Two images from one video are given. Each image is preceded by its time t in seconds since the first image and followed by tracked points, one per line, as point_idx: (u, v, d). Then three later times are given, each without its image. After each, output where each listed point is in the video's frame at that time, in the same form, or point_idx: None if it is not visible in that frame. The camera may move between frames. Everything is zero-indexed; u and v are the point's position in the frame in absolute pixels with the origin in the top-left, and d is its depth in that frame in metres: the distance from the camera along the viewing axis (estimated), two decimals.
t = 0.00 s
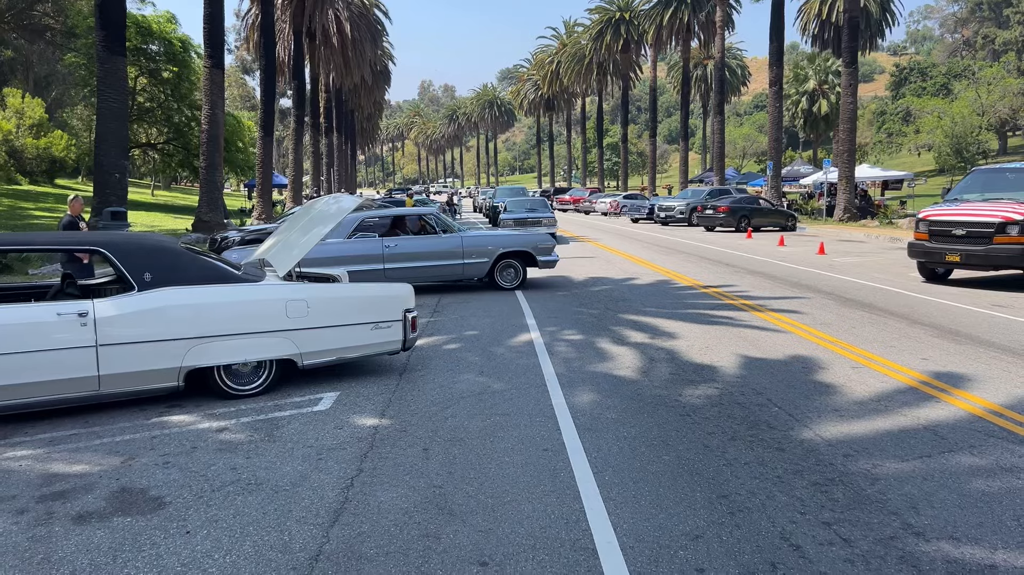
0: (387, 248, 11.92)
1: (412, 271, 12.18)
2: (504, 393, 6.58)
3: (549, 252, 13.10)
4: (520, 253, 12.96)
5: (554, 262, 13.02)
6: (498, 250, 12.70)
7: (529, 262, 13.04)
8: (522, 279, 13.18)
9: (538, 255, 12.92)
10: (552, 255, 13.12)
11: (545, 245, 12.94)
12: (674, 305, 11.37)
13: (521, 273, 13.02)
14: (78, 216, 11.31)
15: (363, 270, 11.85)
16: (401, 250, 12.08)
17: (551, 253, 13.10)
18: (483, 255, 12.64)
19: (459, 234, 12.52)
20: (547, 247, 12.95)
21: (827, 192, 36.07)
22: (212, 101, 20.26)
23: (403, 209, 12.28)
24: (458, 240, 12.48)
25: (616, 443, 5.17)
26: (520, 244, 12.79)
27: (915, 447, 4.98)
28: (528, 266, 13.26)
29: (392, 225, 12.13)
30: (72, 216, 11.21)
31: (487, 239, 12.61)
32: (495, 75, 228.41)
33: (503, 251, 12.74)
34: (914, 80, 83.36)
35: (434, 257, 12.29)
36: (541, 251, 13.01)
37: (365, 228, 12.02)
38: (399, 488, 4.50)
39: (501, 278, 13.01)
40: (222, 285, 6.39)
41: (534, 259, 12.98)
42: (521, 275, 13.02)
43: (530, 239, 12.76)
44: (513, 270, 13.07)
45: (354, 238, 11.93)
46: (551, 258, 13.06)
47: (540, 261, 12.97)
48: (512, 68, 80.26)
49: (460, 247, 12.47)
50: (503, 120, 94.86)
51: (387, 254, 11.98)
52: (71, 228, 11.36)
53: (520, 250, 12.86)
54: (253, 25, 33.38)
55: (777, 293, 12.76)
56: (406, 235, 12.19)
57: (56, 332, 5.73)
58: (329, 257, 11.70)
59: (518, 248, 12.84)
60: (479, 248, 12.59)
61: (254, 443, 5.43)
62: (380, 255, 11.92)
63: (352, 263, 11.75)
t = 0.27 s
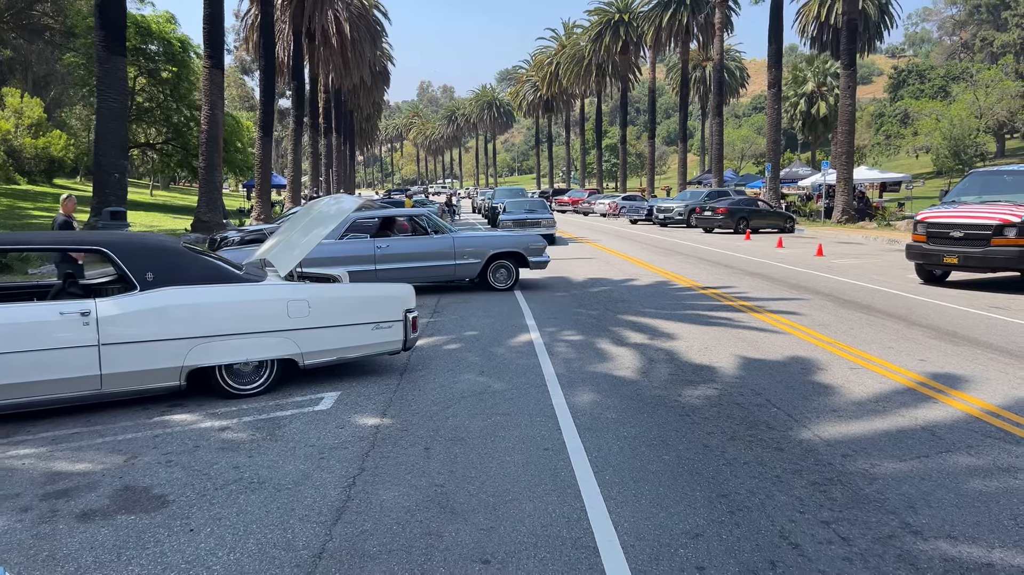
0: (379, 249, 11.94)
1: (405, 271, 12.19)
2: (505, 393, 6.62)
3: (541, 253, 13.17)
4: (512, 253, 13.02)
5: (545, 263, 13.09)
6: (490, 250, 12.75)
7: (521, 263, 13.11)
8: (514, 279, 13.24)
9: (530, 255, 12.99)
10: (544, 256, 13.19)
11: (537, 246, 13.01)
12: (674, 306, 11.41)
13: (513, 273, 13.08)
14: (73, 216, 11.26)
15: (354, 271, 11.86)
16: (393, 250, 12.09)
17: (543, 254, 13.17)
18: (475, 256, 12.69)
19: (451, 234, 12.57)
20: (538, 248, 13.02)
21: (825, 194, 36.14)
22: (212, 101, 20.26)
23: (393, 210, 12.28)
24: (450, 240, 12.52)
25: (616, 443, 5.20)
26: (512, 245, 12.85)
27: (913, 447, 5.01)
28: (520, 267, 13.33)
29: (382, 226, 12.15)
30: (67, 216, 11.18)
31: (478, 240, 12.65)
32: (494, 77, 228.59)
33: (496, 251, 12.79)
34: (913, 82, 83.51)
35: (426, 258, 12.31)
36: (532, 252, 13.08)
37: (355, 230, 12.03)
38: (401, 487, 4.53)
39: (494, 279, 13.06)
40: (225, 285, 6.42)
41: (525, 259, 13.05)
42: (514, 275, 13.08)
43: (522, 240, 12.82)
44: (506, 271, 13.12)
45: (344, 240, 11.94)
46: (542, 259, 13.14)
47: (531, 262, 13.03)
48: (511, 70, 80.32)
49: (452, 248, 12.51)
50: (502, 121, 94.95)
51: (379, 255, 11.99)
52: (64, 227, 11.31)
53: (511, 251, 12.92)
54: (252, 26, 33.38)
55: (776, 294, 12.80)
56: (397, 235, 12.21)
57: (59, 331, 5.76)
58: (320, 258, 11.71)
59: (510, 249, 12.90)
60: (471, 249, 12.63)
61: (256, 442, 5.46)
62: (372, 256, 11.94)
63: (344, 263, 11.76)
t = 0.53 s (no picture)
0: (362, 250, 11.97)
1: (388, 272, 12.20)
2: (496, 393, 6.66)
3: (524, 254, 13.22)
4: (495, 254, 13.07)
5: (528, 264, 13.15)
6: (474, 251, 12.79)
7: (505, 264, 13.15)
8: (499, 280, 13.27)
9: (513, 256, 13.05)
10: (528, 257, 13.26)
11: (520, 247, 13.07)
12: (662, 306, 11.50)
13: (498, 274, 13.11)
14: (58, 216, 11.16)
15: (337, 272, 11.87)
16: (375, 251, 12.12)
17: (526, 255, 13.22)
18: (458, 257, 12.73)
19: (434, 236, 12.60)
20: (521, 249, 13.08)
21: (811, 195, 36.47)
22: (199, 101, 20.16)
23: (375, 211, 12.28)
24: (433, 241, 12.56)
25: (608, 441, 5.26)
26: (495, 246, 12.90)
27: (899, 444, 5.10)
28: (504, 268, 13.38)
29: (363, 226, 12.16)
30: (52, 217, 11.09)
31: (461, 241, 12.70)
32: (481, 78, 228.70)
33: (479, 252, 12.83)
34: (897, 85, 84.36)
35: (409, 259, 12.33)
36: (516, 253, 13.14)
37: (337, 230, 12.03)
38: (396, 486, 4.56)
39: (478, 279, 13.09)
40: (217, 285, 6.42)
41: (508, 260, 13.10)
42: (498, 276, 13.10)
43: (504, 240, 12.88)
44: (490, 272, 13.15)
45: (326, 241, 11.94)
46: (525, 260, 13.20)
47: (514, 263, 13.08)
48: (499, 71, 80.38)
49: (435, 249, 12.54)
50: (490, 122, 94.96)
51: (362, 255, 12.02)
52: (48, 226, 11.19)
53: (495, 252, 12.96)
54: (239, 25, 33.21)
55: (763, 294, 12.92)
56: (380, 237, 12.24)
57: (51, 332, 5.74)
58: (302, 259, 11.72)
59: (493, 250, 12.95)
60: (454, 250, 12.66)
61: (249, 442, 5.47)
62: (354, 257, 11.97)
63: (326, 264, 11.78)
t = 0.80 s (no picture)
0: (338, 250, 11.95)
1: (364, 273, 12.18)
2: (481, 391, 6.71)
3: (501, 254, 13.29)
4: (472, 254, 13.11)
5: (505, 264, 13.22)
6: (451, 251, 12.82)
7: (482, 264, 13.19)
8: (476, 280, 13.30)
9: (490, 256, 13.10)
10: (504, 257, 13.32)
11: (497, 247, 13.14)
12: (643, 306, 11.61)
13: (475, 274, 13.14)
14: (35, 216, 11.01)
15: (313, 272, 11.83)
16: (351, 252, 12.10)
17: (503, 255, 13.28)
18: (435, 257, 12.74)
19: (411, 236, 12.60)
20: (498, 249, 13.14)
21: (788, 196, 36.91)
22: (176, 101, 19.98)
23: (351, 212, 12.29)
24: (410, 241, 12.56)
25: (592, 438, 5.33)
26: (472, 246, 12.94)
27: (877, 439, 5.22)
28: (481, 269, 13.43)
29: (339, 226, 12.15)
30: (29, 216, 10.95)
31: (438, 241, 12.72)
32: (461, 78, 228.60)
33: (456, 252, 12.87)
34: (871, 87, 85.62)
35: (385, 259, 12.32)
36: (492, 253, 13.19)
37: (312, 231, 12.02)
38: (383, 483, 4.59)
39: (456, 279, 13.10)
40: (200, 285, 6.40)
41: (486, 260, 13.14)
42: (476, 276, 13.12)
43: (481, 240, 12.94)
44: (467, 272, 13.17)
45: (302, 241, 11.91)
46: (502, 260, 13.27)
47: (491, 263, 13.15)
48: (479, 71, 80.40)
49: (411, 249, 12.55)
50: (469, 123, 94.97)
51: (337, 256, 12.00)
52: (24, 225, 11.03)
53: (472, 252, 13.00)
54: (217, 24, 32.92)
55: (742, 294, 13.09)
56: (357, 237, 12.23)
57: (32, 333, 5.70)
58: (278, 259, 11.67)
59: (470, 250, 12.99)
60: (430, 250, 12.68)
61: (234, 442, 5.47)
62: (330, 257, 11.95)
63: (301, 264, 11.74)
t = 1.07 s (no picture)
0: (309, 251, 11.88)
1: (335, 274, 12.12)
2: (459, 392, 6.74)
3: (473, 255, 13.35)
4: (445, 255, 13.15)
5: (478, 265, 13.28)
6: (423, 252, 12.84)
7: (454, 265, 13.23)
8: (450, 282, 13.32)
9: (462, 257, 13.15)
10: (477, 258, 13.39)
11: (469, 248, 13.19)
12: (619, 306, 11.74)
13: (449, 275, 13.17)
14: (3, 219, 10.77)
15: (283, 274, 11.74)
16: (323, 254, 12.04)
17: (475, 256, 13.35)
18: (407, 259, 12.75)
19: (382, 238, 12.60)
20: (470, 250, 13.20)
21: (759, 197, 37.40)
22: (147, 101, 19.72)
23: (321, 214, 12.22)
24: (381, 243, 12.55)
25: (569, 436, 5.40)
26: (444, 247, 12.99)
27: (847, 434, 5.36)
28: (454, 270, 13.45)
29: (310, 229, 12.09)
30: None
31: (410, 242, 12.74)
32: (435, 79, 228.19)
33: (429, 253, 12.89)
34: (840, 89, 87.10)
35: (357, 260, 12.28)
36: (465, 254, 13.25)
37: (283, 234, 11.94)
38: (363, 483, 4.62)
39: (430, 281, 13.11)
40: (176, 287, 6.35)
41: (458, 262, 13.19)
42: (449, 277, 13.14)
43: (454, 241, 13.00)
44: (440, 273, 13.18)
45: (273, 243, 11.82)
46: (474, 261, 13.34)
47: (464, 264, 13.21)
48: (453, 72, 80.30)
49: (383, 250, 12.54)
50: (443, 123, 94.73)
51: (309, 258, 11.92)
52: None
53: (444, 253, 13.05)
54: (187, 24, 32.51)
55: (716, 294, 13.26)
56: (328, 239, 12.17)
57: (4, 336, 5.62)
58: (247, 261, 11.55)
59: (442, 251, 13.03)
60: (402, 251, 12.69)
61: (211, 444, 5.44)
62: (301, 259, 11.86)
63: (272, 266, 11.64)
